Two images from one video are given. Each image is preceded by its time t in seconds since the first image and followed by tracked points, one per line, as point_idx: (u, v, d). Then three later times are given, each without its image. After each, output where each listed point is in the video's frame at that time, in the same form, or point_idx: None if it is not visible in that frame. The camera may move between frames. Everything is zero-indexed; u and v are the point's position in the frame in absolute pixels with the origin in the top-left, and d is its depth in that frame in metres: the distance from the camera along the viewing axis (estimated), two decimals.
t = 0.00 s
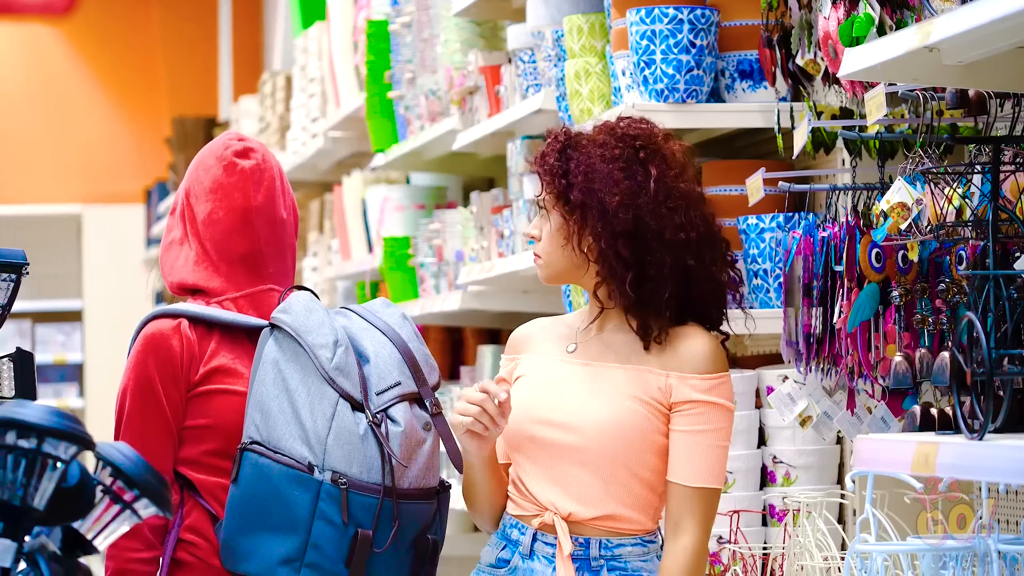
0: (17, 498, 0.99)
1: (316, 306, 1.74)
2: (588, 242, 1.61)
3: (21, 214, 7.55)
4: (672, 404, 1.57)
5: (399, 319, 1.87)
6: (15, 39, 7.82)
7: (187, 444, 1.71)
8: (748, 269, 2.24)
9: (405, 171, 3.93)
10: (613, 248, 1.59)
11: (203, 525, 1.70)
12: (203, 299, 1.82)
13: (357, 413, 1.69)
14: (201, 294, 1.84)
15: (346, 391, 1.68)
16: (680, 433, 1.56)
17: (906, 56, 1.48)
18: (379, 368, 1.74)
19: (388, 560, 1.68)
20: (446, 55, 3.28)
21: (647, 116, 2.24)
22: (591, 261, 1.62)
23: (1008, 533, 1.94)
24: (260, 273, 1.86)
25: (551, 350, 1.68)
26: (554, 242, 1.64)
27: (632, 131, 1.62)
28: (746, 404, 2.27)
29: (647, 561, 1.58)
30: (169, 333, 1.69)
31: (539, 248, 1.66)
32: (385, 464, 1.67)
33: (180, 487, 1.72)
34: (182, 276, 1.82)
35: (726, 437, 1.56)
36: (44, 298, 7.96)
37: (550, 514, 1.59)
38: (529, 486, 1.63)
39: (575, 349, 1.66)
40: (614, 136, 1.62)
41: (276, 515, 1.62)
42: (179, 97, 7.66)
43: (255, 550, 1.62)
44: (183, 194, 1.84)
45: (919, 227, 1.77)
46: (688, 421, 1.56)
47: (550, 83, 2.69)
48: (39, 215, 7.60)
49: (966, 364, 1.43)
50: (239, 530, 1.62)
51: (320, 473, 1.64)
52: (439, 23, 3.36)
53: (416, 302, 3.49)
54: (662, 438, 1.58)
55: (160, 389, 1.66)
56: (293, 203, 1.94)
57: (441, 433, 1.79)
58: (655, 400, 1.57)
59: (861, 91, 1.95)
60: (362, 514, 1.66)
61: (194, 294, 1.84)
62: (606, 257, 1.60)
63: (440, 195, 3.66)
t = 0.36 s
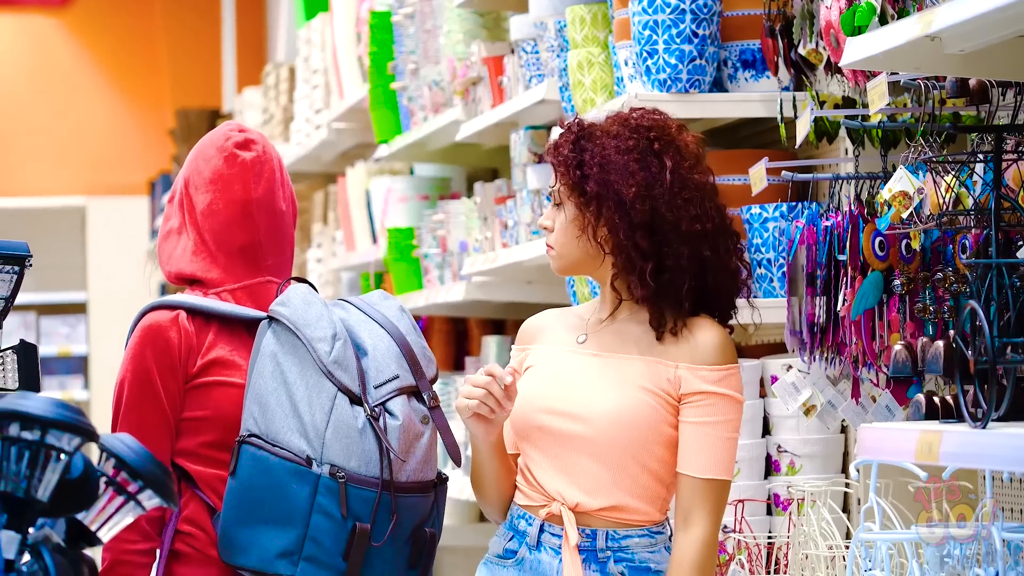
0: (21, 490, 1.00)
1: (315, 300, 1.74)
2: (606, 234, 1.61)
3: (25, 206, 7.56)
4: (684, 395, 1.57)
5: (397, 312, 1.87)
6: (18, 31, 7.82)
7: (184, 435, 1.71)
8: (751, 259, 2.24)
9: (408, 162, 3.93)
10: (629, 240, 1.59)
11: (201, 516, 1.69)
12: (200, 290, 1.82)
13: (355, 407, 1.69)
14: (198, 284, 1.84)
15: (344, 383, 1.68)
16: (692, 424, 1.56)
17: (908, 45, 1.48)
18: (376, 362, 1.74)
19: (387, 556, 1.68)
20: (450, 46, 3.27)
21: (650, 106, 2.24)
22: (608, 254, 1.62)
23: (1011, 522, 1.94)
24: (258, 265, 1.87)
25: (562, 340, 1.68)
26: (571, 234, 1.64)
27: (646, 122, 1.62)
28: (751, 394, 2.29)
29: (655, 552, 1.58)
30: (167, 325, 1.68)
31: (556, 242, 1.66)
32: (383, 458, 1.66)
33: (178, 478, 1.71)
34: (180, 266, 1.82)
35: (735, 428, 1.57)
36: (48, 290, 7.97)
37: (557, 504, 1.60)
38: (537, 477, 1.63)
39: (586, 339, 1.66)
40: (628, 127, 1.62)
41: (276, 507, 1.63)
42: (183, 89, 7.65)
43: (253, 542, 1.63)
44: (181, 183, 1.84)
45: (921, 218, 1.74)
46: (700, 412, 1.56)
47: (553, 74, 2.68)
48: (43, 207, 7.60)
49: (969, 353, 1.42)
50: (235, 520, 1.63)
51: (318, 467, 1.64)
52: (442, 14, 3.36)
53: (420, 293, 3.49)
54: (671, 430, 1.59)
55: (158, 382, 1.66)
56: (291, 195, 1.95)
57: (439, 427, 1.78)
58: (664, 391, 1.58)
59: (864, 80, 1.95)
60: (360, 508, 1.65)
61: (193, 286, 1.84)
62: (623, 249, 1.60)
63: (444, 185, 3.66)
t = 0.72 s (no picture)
0: (41, 488, 1.01)
1: (332, 298, 1.74)
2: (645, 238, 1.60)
3: (48, 204, 7.60)
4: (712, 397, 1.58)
5: (411, 311, 1.88)
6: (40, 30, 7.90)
7: (199, 434, 1.70)
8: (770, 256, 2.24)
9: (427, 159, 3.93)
10: (674, 240, 1.58)
11: (215, 515, 1.69)
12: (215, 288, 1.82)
13: (372, 406, 1.69)
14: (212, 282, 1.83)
15: (361, 383, 1.69)
16: (718, 427, 1.57)
17: (926, 41, 1.47)
18: (393, 361, 1.74)
19: (404, 555, 1.69)
20: (468, 44, 3.27)
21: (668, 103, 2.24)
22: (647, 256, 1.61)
23: None
24: (273, 263, 1.87)
25: (588, 336, 1.68)
26: (608, 241, 1.61)
27: (657, 118, 1.62)
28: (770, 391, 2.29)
29: (674, 550, 1.59)
30: (181, 323, 1.68)
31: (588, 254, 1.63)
32: (400, 458, 1.67)
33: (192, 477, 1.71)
34: (193, 261, 1.81)
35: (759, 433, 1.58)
36: (70, 288, 8.01)
37: (578, 501, 1.59)
38: (560, 473, 1.63)
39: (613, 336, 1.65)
40: (641, 127, 1.62)
41: (294, 506, 1.63)
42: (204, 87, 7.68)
43: (269, 541, 1.63)
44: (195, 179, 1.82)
45: (939, 215, 1.71)
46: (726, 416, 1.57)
47: (572, 71, 2.68)
48: (65, 205, 7.65)
49: (990, 350, 1.41)
50: (252, 519, 1.62)
51: (335, 466, 1.64)
52: (460, 11, 3.36)
53: (439, 290, 3.50)
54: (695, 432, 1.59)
55: (172, 381, 1.65)
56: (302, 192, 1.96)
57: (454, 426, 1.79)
58: (693, 391, 1.58)
59: (883, 77, 1.94)
60: (378, 508, 1.66)
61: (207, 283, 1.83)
62: (665, 252, 1.59)
63: (463, 182, 3.66)
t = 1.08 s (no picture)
0: (44, 489, 1.00)
1: (331, 299, 1.74)
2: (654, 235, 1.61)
3: (50, 204, 7.60)
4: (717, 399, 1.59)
5: (410, 312, 1.88)
6: (41, 31, 7.89)
7: (198, 433, 1.70)
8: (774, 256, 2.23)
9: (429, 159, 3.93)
10: (691, 242, 1.61)
11: (212, 514, 1.69)
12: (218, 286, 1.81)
13: (371, 407, 1.69)
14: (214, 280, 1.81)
15: (360, 384, 1.69)
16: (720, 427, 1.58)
17: (930, 42, 1.47)
18: (392, 362, 1.74)
19: (402, 555, 1.69)
20: (471, 44, 3.27)
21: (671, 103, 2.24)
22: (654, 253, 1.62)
23: None
24: (277, 263, 1.86)
25: (585, 336, 1.67)
26: (620, 231, 1.62)
27: (685, 121, 1.65)
28: (773, 392, 2.28)
29: (676, 550, 1.59)
30: (182, 323, 1.68)
31: (589, 239, 1.64)
32: (399, 459, 1.67)
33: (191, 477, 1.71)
34: (197, 260, 1.80)
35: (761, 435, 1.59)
36: (72, 288, 8.01)
37: (583, 502, 1.58)
38: (563, 473, 1.61)
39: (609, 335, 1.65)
40: (670, 127, 1.63)
41: (291, 506, 1.63)
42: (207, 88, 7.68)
43: (267, 541, 1.63)
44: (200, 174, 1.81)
45: (944, 215, 1.75)
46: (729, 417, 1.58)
47: (575, 71, 2.68)
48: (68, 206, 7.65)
49: (993, 350, 1.41)
50: (251, 520, 1.62)
51: (334, 467, 1.64)
52: (463, 11, 3.36)
53: (441, 291, 3.50)
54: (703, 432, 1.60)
55: (172, 381, 1.65)
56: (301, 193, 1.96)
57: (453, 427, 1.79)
58: (698, 391, 1.58)
59: (887, 77, 1.94)
60: (376, 509, 1.66)
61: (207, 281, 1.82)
62: (683, 251, 1.61)
63: (466, 183, 3.66)
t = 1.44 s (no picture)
0: (45, 487, 1.00)
1: (335, 297, 1.74)
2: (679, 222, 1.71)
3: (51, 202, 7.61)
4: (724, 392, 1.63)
5: (412, 311, 1.88)
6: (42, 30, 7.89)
7: (199, 431, 1.70)
8: (774, 255, 2.24)
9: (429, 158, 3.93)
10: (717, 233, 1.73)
11: (212, 514, 1.68)
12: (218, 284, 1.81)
13: (375, 406, 1.69)
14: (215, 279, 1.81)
15: (365, 383, 1.69)
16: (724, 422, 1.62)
17: (931, 40, 1.47)
18: (395, 361, 1.75)
19: (406, 555, 1.69)
20: (471, 42, 3.27)
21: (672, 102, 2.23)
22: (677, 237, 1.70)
23: None
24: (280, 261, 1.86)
25: (581, 336, 1.66)
26: (649, 222, 1.65)
27: (688, 118, 1.75)
28: (774, 390, 2.28)
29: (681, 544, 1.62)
30: (183, 320, 1.68)
31: (614, 225, 1.64)
32: (403, 458, 1.67)
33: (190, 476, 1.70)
34: (199, 256, 1.79)
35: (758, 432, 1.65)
36: (72, 287, 8.01)
37: (601, 503, 1.59)
38: (576, 472, 1.61)
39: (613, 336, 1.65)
40: (683, 123, 1.72)
41: (295, 505, 1.63)
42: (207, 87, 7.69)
43: (270, 539, 1.62)
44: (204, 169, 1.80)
45: (946, 212, 1.76)
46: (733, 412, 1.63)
47: (575, 70, 2.68)
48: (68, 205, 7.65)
49: (993, 348, 1.41)
50: (254, 518, 1.62)
51: (338, 465, 1.64)
52: (463, 10, 3.36)
53: (441, 289, 3.50)
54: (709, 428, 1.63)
55: (173, 377, 1.65)
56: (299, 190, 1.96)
57: (456, 427, 1.79)
58: (706, 388, 1.62)
59: (886, 75, 1.93)
60: (380, 508, 1.66)
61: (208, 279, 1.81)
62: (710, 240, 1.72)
63: (467, 181, 3.66)
